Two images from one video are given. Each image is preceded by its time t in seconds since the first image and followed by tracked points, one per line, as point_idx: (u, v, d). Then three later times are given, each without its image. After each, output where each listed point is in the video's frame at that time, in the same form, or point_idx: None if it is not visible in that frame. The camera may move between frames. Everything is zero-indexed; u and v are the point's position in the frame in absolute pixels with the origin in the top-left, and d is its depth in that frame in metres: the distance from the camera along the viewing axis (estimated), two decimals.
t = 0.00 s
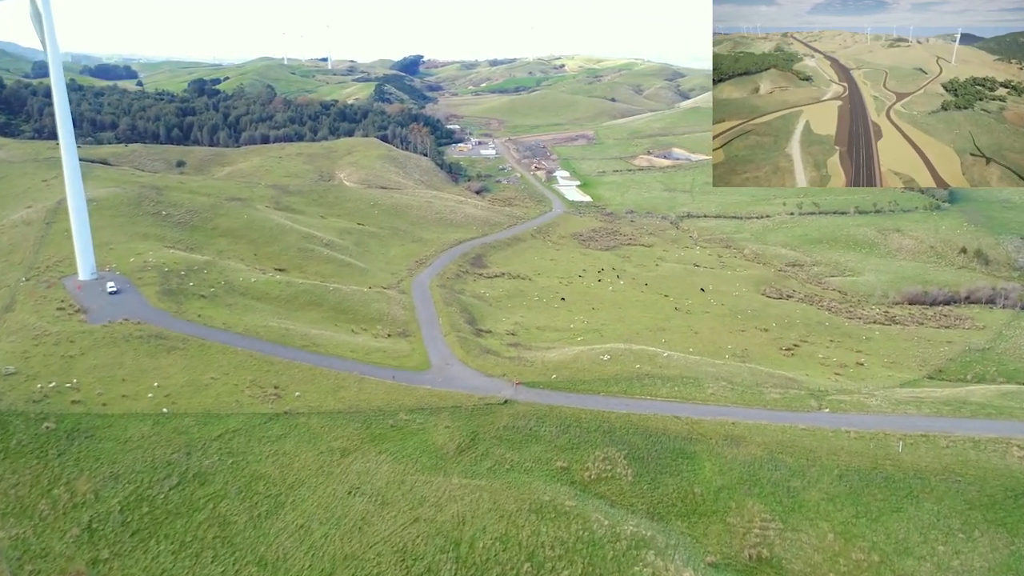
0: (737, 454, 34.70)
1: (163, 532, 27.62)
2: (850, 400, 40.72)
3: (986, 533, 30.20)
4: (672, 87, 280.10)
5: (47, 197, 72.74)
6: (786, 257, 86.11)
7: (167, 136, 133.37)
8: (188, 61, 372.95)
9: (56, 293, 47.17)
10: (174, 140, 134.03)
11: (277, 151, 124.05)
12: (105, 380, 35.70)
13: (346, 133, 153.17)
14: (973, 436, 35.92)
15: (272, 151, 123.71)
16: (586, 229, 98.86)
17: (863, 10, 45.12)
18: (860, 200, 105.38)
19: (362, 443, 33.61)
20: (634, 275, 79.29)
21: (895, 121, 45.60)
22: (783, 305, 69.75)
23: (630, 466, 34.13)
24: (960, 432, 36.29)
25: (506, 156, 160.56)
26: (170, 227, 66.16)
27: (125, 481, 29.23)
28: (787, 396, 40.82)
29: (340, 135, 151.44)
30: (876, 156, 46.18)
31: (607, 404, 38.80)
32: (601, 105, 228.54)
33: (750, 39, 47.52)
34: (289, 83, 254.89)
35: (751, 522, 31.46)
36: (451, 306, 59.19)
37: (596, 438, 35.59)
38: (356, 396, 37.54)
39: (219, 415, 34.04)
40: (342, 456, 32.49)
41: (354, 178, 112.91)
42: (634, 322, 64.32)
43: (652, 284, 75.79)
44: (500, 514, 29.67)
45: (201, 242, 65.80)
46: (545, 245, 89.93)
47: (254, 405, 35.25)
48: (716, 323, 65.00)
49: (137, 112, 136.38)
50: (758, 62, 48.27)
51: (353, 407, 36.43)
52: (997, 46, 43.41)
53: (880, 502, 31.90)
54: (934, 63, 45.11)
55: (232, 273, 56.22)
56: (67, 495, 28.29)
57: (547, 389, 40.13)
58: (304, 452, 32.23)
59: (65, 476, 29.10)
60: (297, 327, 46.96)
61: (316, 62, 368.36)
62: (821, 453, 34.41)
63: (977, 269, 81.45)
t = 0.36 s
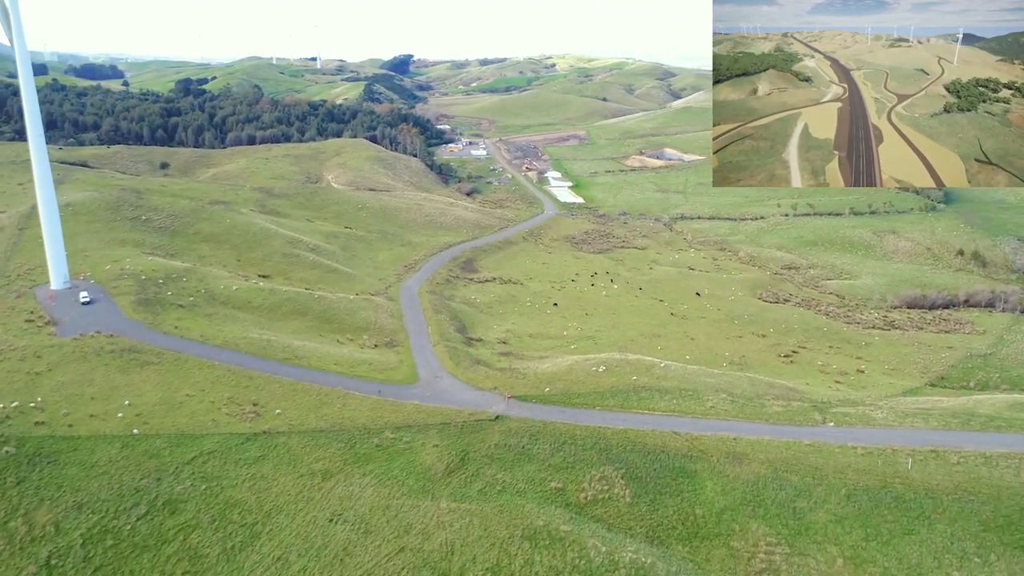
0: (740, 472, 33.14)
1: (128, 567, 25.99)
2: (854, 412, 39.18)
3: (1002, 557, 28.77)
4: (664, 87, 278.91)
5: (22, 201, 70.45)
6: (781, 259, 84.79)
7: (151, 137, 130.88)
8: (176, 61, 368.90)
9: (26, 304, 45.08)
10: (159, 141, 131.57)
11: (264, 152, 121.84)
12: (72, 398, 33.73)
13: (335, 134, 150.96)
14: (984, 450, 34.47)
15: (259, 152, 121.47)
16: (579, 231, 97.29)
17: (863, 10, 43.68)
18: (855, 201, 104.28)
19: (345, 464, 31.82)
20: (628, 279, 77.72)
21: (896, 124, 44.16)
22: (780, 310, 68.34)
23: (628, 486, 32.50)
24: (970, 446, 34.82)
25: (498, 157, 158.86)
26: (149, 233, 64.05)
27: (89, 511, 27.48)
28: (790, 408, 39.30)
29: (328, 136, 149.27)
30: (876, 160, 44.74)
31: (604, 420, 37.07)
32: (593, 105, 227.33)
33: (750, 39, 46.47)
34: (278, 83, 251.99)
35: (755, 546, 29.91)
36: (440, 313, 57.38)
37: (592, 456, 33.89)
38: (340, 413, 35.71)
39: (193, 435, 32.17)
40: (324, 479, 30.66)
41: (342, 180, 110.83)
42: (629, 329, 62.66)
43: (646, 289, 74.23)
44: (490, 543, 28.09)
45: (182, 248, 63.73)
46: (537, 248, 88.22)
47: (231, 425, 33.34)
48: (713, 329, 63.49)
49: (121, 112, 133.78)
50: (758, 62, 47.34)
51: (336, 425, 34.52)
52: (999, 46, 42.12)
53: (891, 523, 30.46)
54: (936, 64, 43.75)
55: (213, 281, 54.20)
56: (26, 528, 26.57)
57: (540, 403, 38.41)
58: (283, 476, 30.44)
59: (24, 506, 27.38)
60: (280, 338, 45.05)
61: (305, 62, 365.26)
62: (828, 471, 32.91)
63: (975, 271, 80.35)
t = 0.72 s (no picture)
0: (745, 494, 31.52)
1: None
2: (860, 427, 37.57)
3: None
4: (655, 87, 276.65)
5: None
6: (777, 262, 83.58)
7: (135, 138, 128.29)
8: (163, 61, 363.41)
9: None
10: (143, 142, 128.99)
11: (251, 153, 119.59)
12: (37, 420, 31.81)
13: (323, 135, 148.47)
14: (996, 467, 32.98)
15: (245, 154, 119.11)
16: (572, 234, 95.69)
17: (864, 10, 47.02)
18: (851, 202, 103.17)
19: (327, 489, 30.05)
20: (622, 283, 76.25)
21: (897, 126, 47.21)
22: (778, 315, 67.08)
23: (627, 510, 30.84)
24: (983, 464, 33.30)
25: (489, 158, 156.89)
26: (129, 238, 62.12)
27: (49, 545, 25.68)
28: (793, 423, 37.71)
29: (316, 137, 146.83)
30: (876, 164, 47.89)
31: (599, 437, 35.32)
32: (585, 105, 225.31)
33: (750, 39, 49.78)
34: (266, 83, 249.13)
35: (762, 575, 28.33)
36: (431, 320, 55.77)
37: (588, 478, 32.16)
38: (324, 432, 33.91)
39: (165, 459, 30.30)
40: (305, 506, 28.96)
41: (330, 182, 108.79)
42: (624, 336, 61.04)
43: (641, 293, 72.78)
44: None
45: (164, 254, 61.83)
46: (529, 251, 86.59)
47: (207, 446, 31.50)
48: (710, 335, 62.02)
49: (104, 113, 131.04)
50: (758, 62, 50.60)
51: (319, 445, 32.73)
52: (999, 45, 45.13)
53: (904, 549, 29.01)
54: (938, 63, 46.87)
55: (193, 289, 52.15)
56: None
57: (533, 419, 36.68)
58: (261, 503, 28.70)
59: None
60: (261, 350, 43.13)
61: (294, 62, 361.19)
62: (835, 493, 31.38)
63: (973, 274, 79.32)
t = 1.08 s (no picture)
0: (751, 516, 29.97)
1: None
2: (868, 442, 36.06)
3: None
4: (646, 86, 275.60)
5: None
6: (773, 265, 82.23)
7: (118, 139, 125.64)
8: (148, 61, 358.93)
9: None
10: (127, 143, 126.35)
11: (237, 155, 117.24)
12: None
13: (311, 135, 146.12)
14: (1011, 484, 31.56)
15: (231, 155, 116.77)
16: (564, 236, 94.06)
17: (864, 10, 45.59)
18: (846, 203, 102.10)
19: (309, 517, 28.43)
20: (616, 287, 74.66)
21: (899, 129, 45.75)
22: (776, 320, 65.70)
23: (628, 534, 29.23)
24: (997, 481, 31.87)
25: (480, 159, 155.00)
26: (108, 244, 59.99)
27: None
28: (799, 437, 36.21)
29: (304, 138, 144.47)
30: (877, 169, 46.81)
31: (598, 455, 33.65)
32: (576, 105, 223.67)
33: (750, 39, 48.48)
34: (255, 83, 246.99)
35: None
36: (421, 328, 54.02)
37: (586, 500, 30.52)
38: (308, 453, 32.09)
39: (135, 485, 28.62)
40: (285, 536, 27.46)
41: (318, 184, 106.66)
42: (619, 342, 59.48)
43: (636, 298, 71.19)
44: None
45: (144, 260, 59.79)
46: (521, 254, 84.85)
47: (181, 470, 29.74)
48: (707, 341, 60.51)
49: (87, 113, 128.19)
50: (758, 63, 49.48)
51: (301, 467, 30.95)
52: (1001, 46, 43.49)
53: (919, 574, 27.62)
54: (939, 65, 45.23)
55: (171, 299, 49.95)
56: None
57: (528, 436, 34.93)
58: (237, 534, 27.19)
59: None
60: (243, 364, 41.21)
61: (283, 61, 357.18)
62: (846, 515, 29.89)
63: (971, 276, 78.31)
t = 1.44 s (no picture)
0: (758, 541, 28.37)
1: None
2: (877, 458, 34.55)
3: None
4: (636, 86, 274.75)
5: None
6: (768, 268, 80.91)
7: (100, 141, 122.84)
8: (134, 61, 354.86)
9: None
10: (109, 145, 123.56)
11: (221, 157, 114.79)
12: None
13: (298, 136, 143.72)
14: None
15: (216, 157, 114.39)
16: (556, 239, 92.41)
17: (864, 10, 44.08)
18: (840, 205, 101.04)
19: (288, 550, 26.67)
20: (610, 292, 73.07)
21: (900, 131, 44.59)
22: (773, 325, 64.31)
23: (629, 563, 27.59)
24: (1014, 501, 30.45)
25: (470, 160, 153.19)
26: (83, 252, 57.72)
27: None
28: (804, 454, 34.70)
29: (291, 139, 142.03)
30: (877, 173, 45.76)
31: (596, 476, 31.97)
32: (567, 105, 222.24)
33: (750, 39, 46.81)
34: (242, 83, 244.51)
35: None
36: (409, 338, 52.19)
37: (585, 526, 28.83)
38: (288, 477, 30.26)
39: (101, 516, 26.77)
40: (262, 571, 25.84)
41: (304, 187, 104.48)
42: (614, 350, 57.88)
43: (630, 303, 69.61)
44: None
45: (122, 268, 57.59)
46: (513, 258, 83.07)
47: (152, 498, 27.96)
48: (704, 349, 58.99)
49: (67, 114, 125.11)
50: (756, 64, 47.92)
51: (281, 493, 29.13)
52: (1003, 46, 42.05)
53: None
54: (941, 66, 43.94)
55: (149, 309, 47.84)
56: None
57: (522, 456, 33.19)
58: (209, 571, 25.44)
59: None
60: (223, 379, 39.24)
61: (270, 61, 353.41)
62: (857, 539, 28.35)
63: (968, 279, 77.42)
